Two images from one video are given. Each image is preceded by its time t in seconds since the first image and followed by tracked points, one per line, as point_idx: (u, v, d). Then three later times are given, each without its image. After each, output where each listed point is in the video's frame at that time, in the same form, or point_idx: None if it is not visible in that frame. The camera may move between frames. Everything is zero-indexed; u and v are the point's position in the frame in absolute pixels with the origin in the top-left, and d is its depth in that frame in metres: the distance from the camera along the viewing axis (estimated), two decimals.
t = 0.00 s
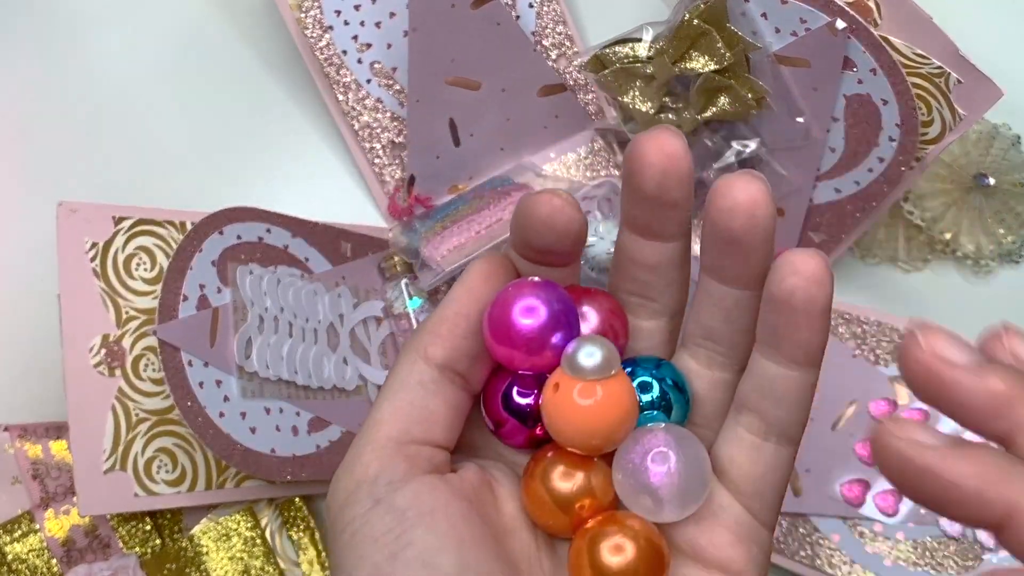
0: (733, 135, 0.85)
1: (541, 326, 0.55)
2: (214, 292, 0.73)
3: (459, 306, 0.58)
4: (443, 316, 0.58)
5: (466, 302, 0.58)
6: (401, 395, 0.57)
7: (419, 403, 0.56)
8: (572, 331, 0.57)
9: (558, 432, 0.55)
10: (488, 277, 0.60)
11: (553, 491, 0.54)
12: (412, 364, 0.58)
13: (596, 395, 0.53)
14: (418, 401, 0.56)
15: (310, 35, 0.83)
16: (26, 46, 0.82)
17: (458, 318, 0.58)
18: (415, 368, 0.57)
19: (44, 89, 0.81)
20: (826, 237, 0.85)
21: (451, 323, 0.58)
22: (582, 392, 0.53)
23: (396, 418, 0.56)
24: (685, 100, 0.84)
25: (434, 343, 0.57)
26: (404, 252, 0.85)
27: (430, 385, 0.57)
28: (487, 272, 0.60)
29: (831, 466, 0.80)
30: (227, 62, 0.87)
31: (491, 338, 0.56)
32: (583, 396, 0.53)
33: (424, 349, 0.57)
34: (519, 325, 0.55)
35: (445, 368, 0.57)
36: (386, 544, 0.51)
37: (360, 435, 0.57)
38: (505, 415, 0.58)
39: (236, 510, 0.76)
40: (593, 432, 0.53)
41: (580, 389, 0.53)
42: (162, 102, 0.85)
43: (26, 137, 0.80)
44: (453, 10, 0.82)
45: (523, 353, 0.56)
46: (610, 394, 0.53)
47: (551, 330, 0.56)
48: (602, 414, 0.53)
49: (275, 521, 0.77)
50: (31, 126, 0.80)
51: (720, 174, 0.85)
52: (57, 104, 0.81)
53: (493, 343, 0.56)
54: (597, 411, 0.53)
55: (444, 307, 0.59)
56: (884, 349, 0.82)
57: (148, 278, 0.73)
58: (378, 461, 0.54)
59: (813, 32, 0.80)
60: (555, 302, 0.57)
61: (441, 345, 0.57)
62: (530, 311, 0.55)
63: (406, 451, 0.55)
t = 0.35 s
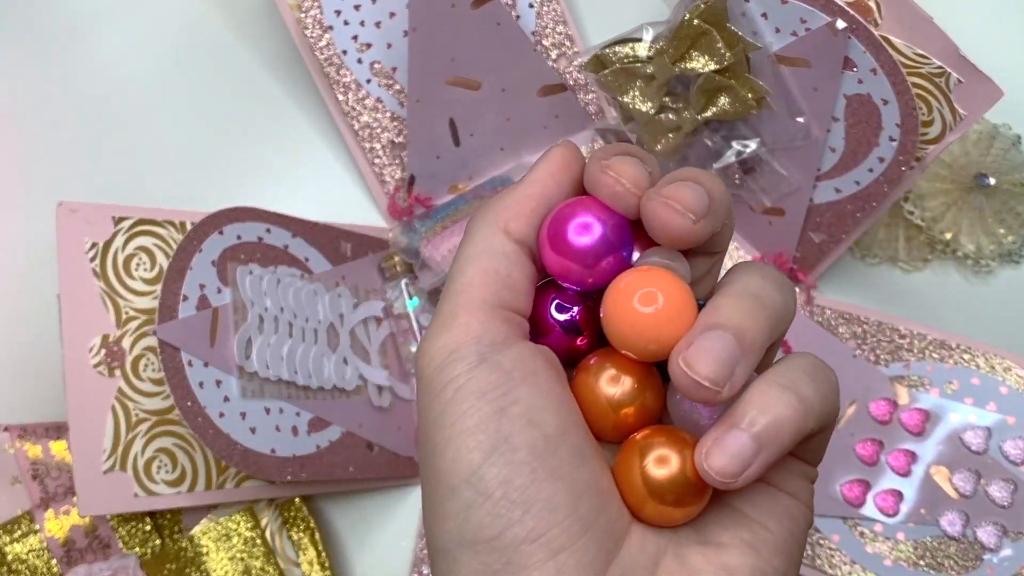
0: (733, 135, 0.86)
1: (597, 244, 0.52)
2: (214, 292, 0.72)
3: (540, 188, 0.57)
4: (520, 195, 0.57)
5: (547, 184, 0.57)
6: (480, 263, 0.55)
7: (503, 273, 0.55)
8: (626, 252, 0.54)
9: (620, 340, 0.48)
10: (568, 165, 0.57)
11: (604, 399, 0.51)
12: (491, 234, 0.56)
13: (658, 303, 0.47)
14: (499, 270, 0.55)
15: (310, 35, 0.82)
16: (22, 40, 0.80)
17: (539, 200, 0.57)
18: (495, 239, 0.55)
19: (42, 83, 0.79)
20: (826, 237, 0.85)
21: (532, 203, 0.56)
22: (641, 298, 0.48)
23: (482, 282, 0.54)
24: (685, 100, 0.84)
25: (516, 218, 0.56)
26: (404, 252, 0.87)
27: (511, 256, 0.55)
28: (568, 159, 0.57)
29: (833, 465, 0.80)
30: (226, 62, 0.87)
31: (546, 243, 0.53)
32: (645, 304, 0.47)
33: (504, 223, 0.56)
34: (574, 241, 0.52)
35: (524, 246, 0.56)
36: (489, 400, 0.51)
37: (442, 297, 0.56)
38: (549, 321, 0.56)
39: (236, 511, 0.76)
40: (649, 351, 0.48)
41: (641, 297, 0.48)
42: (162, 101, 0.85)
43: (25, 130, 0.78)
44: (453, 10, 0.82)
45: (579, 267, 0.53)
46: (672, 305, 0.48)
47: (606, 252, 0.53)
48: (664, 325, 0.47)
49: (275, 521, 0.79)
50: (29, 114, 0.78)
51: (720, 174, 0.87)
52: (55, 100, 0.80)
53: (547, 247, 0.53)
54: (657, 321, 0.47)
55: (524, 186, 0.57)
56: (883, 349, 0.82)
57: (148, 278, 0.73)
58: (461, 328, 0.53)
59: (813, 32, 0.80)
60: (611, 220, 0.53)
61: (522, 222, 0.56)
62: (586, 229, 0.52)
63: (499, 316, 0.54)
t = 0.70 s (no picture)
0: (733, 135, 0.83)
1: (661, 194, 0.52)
2: (214, 292, 0.72)
3: (599, 143, 0.57)
4: (578, 154, 0.57)
5: (608, 139, 0.57)
6: (540, 229, 0.56)
7: (563, 241, 0.56)
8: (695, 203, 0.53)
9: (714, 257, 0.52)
10: (629, 116, 0.57)
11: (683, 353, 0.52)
12: (550, 199, 0.57)
13: (760, 214, 0.50)
14: (559, 236, 0.56)
15: (309, 34, 0.82)
16: (20, 39, 0.79)
17: (599, 156, 0.57)
18: (555, 205, 0.56)
19: (40, 82, 0.79)
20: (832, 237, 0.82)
21: (591, 164, 0.57)
22: (742, 211, 0.50)
23: (540, 252, 0.55)
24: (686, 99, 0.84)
25: (575, 179, 0.57)
26: (404, 251, 0.87)
27: (570, 222, 0.56)
28: (627, 110, 0.57)
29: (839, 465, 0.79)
30: (226, 62, 0.87)
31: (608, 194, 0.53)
32: (746, 216, 0.50)
33: (562, 185, 0.57)
34: (637, 189, 0.52)
35: (584, 208, 0.57)
36: (554, 380, 0.52)
37: (502, 264, 0.57)
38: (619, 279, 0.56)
39: (235, 511, 0.76)
40: (747, 263, 0.51)
41: (741, 209, 0.50)
42: (162, 101, 0.84)
43: (22, 130, 0.77)
44: (453, 10, 0.82)
45: (646, 220, 0.53)
46: (773, 213, 0.50)
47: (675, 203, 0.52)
48: (762, 237, 0.50)
49: (275, 521, 0.78)
50: (28, 113, 0.78)
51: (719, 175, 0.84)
52: (54, 99, 0.80)
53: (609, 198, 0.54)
54: (756, 236, 0.50)
55: (583, 142, 0.57)
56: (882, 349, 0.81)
57: (147, 278, 0.73)
58: (518, 303, 0.55)
59: (814, 32, 0.79)
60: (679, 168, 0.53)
61: (580, 182, 0.57)
62: (650, 177, 0.52)
63: (559, 288, 0.55)
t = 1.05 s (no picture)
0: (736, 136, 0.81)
1: (725, 192, 0.54)
2: (214, 292, 0.72)
3: (623, 163, 0.55)
4: (602, 173, 0.55)
5: (633, 156, 0.55)
6: (567, 259, 0.54)
7: (590, 266, 0.54)
8: (757, 187, 0.55)
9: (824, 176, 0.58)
10: (651, 131, 0.55)
11: (730, 360, 0.53)
12: (575, 225, 0.55)
13: (856, 135, 0.57)
14: (588, 263, 0.54)
15: (309, 34, 0.82)
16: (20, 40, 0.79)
17: (624, 176, 0.54)
18: (579, 230, 0.54)
19: (40, 82, 0.79)
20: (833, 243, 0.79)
21: (616, 186, 0.54)
22: (840, 130, 0.57)
23: (566, 280, 0.54)
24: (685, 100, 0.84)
25: (601, 203, 0.54)
26: (404, 252, 0.87)
27: (598, 246, 0.54)
28: (650, 125, 0.56)
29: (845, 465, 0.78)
30: (225, 62, 0.87)
31: (672, 201, 0.54)
32: (844, 135, 0.57)
33: (588, 209, 0.54)
34: (701, 189, 0.54)
35: (610, 231, 0.55)
36: (582, 414, 0.51)
37: (527, 296, 0.55)
38: (656, 293, 0.55)
39: (234, 511, 0.76)
40: (860, 168, 0.57)
41: (838, 130, 0.57)
42: (162, 100, 0.85)
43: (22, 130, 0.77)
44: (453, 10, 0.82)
45: (703, 219, 0.54)
46: (868, 131, 0.57)
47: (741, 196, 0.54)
48: (862, 150, 0.57)
49: (274, 521, 0.78)
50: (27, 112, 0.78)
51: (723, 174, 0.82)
52: (54, 99, 0.80)
53: (674, 204, 0.54)
54: (857, 149, 0.57)
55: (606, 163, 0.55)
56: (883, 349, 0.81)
57: (146, 278, 0.73)
58: (543, 334, 0.53)
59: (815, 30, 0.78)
60: (737, 160, 0.55)
61: (607, 204, 0.54)
62: (713, 174, 0.54)
63: (585, 316, 0.53)
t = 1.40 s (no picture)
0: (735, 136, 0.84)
1: (709, 249, 0.57)
2: (214, 292, 0.72)
3: (599, 235, 0.57)
4: (581, 248, 0.57)
5: (609, 227, 0.58)
6: (551, 332, 0.56)
7: (572, 340, 0.56)
8: (740, 244, 0.58)
9: (842, 244, 0.62)
10: (627, 202, 0.58)
11: (733, 416, 0.55)
12: (557, 299, 0.57)
13: (872, 205, 0.60)
14: (571, 335, 0.56)
15: (309, 34, 0.82)
16: (21, 40, 0.80)
17: (602, 246, 0.57)
18: (562, 303, 0.57)
19: (40, 82, 0.79)
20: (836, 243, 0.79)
21: (595, 259, 0.57)
22: (855, 201, 0.61)
23: (547, 360, 0.56)
24: (686, 100, 0.84)
25: (579, 276, 0.57)
26: (404, 252, 0.87)
27: (578, 320, 0.57)
28: (625, 196, 0.59)
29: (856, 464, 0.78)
30: (225, 61, 0.87)
31: (657, 262, 0.57)
32: (860, 206, 0.61)
33: (569, 283, 0.57)
34: (684, 248, 0.56)
35: (593, 301, 0.57)
36: (562, 503, 0.52)
37: (513, 373, 0.57)
38: (641, 367, 0.56)
39: (234, 511, 0.76)
40: (876, 238, 0.60)
41: (854, 200, 0.61)
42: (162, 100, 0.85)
43: (23, 130, 0.78)
44: (453, 9, 0.82)
45: (687, 279, 0.57)
46: (885, 202, 0.60)
47: (723, 254, 0.57)
48: (876, 222, 0.60)
49: (274, 521, 0.78)
50: (28, 113, 0.78)
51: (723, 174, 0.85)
52: (54, 100, 0.80)
53: (659, 265, 0.57)
54: (872, 219, 0.60)
55: (583, 235, 0.58)
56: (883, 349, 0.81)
57: (146, 278, 0.73)
58: (524, 416, 0.54)
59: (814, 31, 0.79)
60: (718, 220, 0.58)
61: (585, 278, 0.57)
62: (695, 233, 0.57)
63: (567, 397, 0.55)
